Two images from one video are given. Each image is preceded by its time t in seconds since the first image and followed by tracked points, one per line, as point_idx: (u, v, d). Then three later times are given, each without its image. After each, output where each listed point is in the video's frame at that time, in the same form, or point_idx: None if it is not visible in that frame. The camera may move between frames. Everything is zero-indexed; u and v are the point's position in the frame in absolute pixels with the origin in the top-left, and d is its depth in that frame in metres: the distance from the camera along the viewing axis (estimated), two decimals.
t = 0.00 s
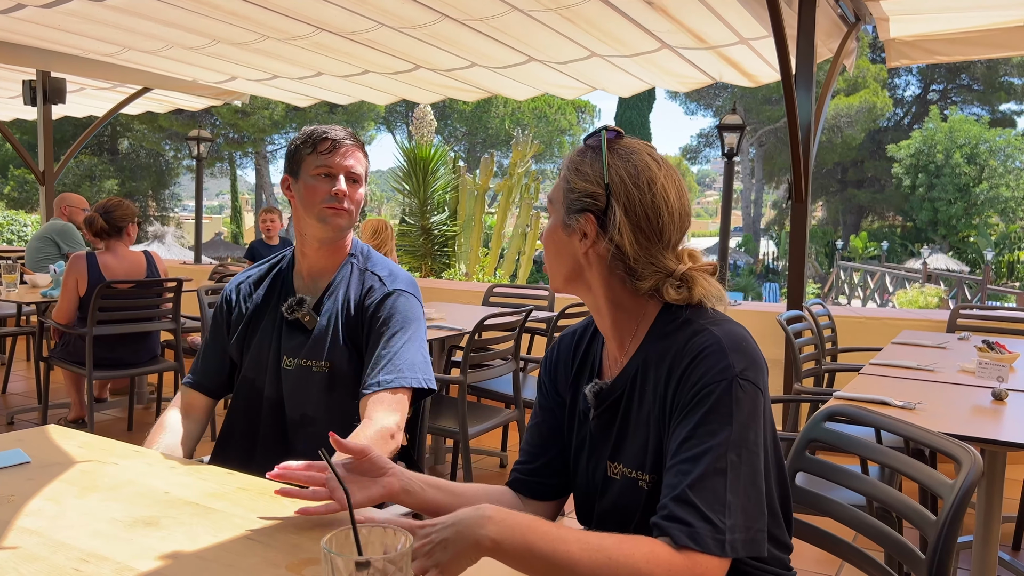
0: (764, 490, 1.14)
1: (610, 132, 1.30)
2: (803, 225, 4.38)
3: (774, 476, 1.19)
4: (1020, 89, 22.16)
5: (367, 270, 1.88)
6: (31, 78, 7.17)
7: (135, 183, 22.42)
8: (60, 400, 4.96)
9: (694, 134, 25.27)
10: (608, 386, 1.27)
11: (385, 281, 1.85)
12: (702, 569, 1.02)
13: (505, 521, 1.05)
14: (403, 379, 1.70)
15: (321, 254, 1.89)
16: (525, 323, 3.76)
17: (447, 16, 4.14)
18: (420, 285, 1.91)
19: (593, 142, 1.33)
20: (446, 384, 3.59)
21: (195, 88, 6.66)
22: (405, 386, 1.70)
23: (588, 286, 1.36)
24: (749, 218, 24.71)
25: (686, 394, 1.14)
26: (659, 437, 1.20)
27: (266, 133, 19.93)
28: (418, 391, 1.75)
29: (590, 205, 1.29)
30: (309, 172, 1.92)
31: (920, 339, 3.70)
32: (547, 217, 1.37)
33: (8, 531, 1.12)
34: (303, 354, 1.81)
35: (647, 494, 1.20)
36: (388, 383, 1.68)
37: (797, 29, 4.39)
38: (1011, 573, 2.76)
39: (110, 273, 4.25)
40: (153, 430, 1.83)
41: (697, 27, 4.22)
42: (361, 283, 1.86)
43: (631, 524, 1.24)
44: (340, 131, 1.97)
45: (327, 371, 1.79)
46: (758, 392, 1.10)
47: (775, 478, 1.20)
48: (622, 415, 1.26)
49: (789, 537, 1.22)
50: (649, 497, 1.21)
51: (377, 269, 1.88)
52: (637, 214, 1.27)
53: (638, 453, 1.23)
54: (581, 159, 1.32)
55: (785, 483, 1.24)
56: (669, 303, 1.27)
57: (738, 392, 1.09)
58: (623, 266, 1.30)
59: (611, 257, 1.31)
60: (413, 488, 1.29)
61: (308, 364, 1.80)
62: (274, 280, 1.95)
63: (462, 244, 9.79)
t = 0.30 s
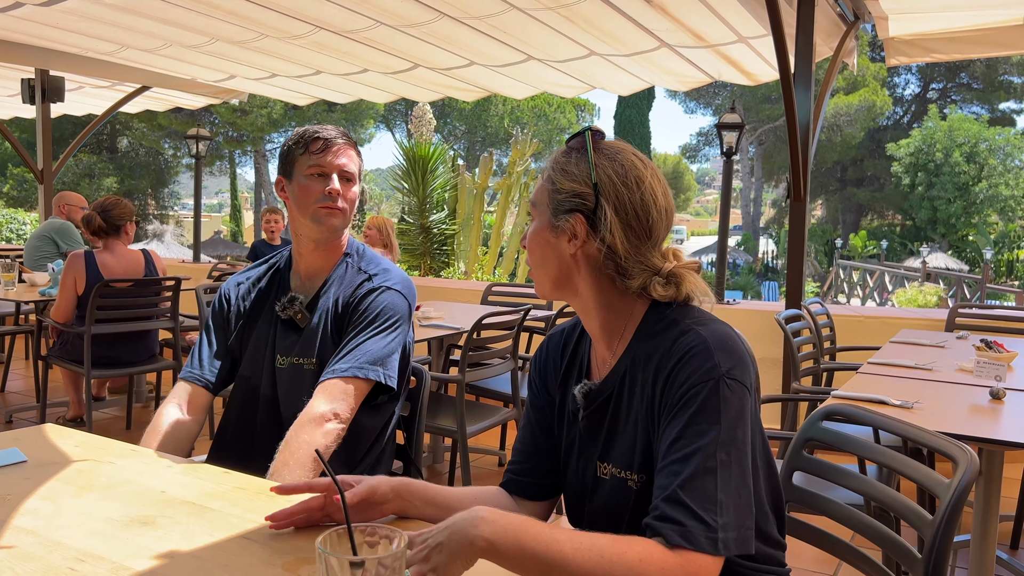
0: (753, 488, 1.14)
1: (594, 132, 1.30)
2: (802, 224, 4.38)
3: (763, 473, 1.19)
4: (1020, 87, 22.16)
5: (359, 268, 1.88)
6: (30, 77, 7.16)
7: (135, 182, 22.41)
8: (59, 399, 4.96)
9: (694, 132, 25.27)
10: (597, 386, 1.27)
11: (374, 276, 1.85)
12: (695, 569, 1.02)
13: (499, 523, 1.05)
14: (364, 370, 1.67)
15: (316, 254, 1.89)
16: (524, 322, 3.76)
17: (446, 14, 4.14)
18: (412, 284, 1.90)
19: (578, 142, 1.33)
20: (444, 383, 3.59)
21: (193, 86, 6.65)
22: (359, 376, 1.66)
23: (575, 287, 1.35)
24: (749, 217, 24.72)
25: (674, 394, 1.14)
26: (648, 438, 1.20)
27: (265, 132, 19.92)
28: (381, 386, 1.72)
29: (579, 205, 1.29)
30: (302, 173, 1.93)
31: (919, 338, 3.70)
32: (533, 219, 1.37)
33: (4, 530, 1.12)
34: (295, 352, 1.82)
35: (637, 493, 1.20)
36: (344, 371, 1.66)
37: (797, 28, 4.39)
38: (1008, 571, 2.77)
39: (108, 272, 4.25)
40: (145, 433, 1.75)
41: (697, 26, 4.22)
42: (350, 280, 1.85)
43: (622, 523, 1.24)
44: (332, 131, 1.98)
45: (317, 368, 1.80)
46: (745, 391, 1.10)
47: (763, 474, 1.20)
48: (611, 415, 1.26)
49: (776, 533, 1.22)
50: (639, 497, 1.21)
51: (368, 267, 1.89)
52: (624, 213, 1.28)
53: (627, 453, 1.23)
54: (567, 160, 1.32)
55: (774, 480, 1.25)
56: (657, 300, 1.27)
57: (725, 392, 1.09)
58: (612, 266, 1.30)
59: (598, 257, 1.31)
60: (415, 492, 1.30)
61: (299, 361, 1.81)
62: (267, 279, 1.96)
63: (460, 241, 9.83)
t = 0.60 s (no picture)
0: (750, 486, 1.14)
1: (609, 128, 1.32)
2: (802, 222, 4.38)
3: (761, 471, 1.19)
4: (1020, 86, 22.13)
5: (358, 264, 1.87)
6: (30, 75, 7.15)
7: (135, 180, 22.40)
8: (59, 397, 4.96)
9: (694, 130, 25.26)
10: (597, 384, 1.27)
11: (373, 271, 1.85)
12: (696, 567, 1.02)
13: (497, 521, 1.05)
14: (362, 362, 1.66)
15: (316, 253, 1.89)
16: (523, 320, 3.76)
17: (447, 12, 4.13)
18: (411, 280, 1.89)
19: (590, 139, 1.34)
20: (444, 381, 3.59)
21: (193, 84, 6.65)
22: (355, 369, 1.66)
23: (586, 285, 1.33)
24: (749, 215, 24.73)
25: (674, 393, 1.13)
26: (647, 437, 1.20)
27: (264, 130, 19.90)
28: (379, 379, 1.71)
29: (607, 200, 1.28)
30: (297, 172, 1.92)
31: (919, 336, 3.70)
32: (542, 216, 1.33)
33: (2, 528, 1.12)
34: (294, 348, 1.82)
35: (637, 492, 1.20)
36: (340, 364, 1.66)
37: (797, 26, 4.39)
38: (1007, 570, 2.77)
39: (107, 269, 4.26)
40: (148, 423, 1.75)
41: (697, 24, 4.21)
42: (349, 277, 1.85)
43: (621, 522, 1.24)
44: (327, 130, 1.96)
45: (316, 363, 1.79)
46: (744, 390, 1.10)
47: (761, 472, 1.19)
48: (610, 414, 1.26)
49: (774, 530, 1.22)
50: (638, 495, 1.21)
51: (367, 263, 1.88)
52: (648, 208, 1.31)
53: (626, 451, 1.23)
54: (584, 155, 1.32)
55: (773, 478, 1.25)
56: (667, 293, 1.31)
57: (724, 390, 1.08)
58: (631, 261, 1.31)
59: (621, 252, 1.31)
60: (418, 496, 1.30)
61: (298, 357, 1.81)
62: (265, 277, 1.96)
63: (460, 240, 9.67)
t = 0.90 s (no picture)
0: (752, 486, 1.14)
1: (632, 127, 1.34)
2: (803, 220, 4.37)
3: (765, 471, 1.19)
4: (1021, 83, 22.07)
5: (356, 262, 1.87)
6: (30, 73, 7.15)
7: (136, 177, 22.40)
8: (60, 395, 4.96)
9: (695, 128, 25.24)
10: (604, 382, 1.27)
11: (373, 269, 1.85)
12: (697, 565, 1.02)
13: (497, 519, 1.06)
14: (361, 360, 1.67)
15: (314, 252, 1.89)
16: (524, 318, 3.75)
17: (447, 10, 4.13)
18: (409, 277, 1.89)
19: (612, 135, 1.35)
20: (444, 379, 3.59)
21: (193, 82, 6.64)
22: (354, 367, 1.66)
23: (605, 281, 1.31)
24: (749, 213, 24.72)
25: (681, 392, 1.13)
26: (653, 436, 1.20)
27: (264, 127, 19.88)
28: (378, 376, 1.71)
29: (636, 196, 1.28)
30: (294, 172, 1.93)
31: (919, 334, 3.70)
32: (565, 208, 1.31)
33: (3, 526, 1.12)
34: (292, 346, 1.82)
35: (642, 491, 1.20)
36: (339, 363, 1.66)
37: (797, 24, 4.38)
38: (1009, 568, 2.76)
39: (109, 267, 4.26)
40: (147, 421, 1.75)
41: (698, 21, 4.21)
42: (347, 275, 1.85)
43: (626, 521, 1.24)
44: (326, 130, 1.96)
45: (314, 361, 1.79)
46: (750, 390, 1.10)
47: (765, 472, 1.19)
48: (616, 412, 1.26)
49: (776, 530, 1.22)
50: (642, 494, 1.21)
51: (365, 261, 1.88)
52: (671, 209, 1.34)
53: (632, 449, 1.23)
54: (609, 150, 1.32)
55: (777, 478, 1.25)
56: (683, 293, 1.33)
57: (731, 390, 1.08)
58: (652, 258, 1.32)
59: (642, 249, 1.31)
60: (422, 498, 1.31)
61: (296, 355, 1.81)
62: (263, 275, 1.96)
63: (460, 238, 9.80)
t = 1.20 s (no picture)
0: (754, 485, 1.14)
1: (635, 121, 1.31)
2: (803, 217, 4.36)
3: (767, 470, 1.19)
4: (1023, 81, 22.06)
5: (354, 261, 1.87)
6: (31, 71, 7.15)
7: (137, 175, 22.43)
8: (62, 392, 4.98)
9: (696, 126, 25.23)
10: (606, 380, 1.27)
11: (371, 270, 1.84)
12: (696, 563, 1.02)
13: (495, 517, 1.06)
14: (359, 361, 1.67)
15: (312, 251, 1.89)
16: (525, 315, 3.75)
17: (448, 7, 4.12)
18: (407, 276, 1.89)
19: (614, 131, 1.33)
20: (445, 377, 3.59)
21: (194, 80, 6.64)
22: (351, 368, 1.66)
23: (599, 276, 1.33)
24: (751, 211, 24.71)
25: (685, 391, 1.13)
26: (655, 434, 1.20)
27: (265, 125, 19.88)
28: (376, 377, 1.72)
29: (627, 191, 1.27)
30: (293, 169, 1.93)
31: (919, 332, 3.70)
32: (561, 202, 1.33)
33: (2, 523, 1.12)
34: (290, 346, 1.82)
35: (643, 489, 1.20)
36: (337, 363, 1.66)
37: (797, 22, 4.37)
38: (1008, 566, 2.77)
39: (110, 265, 4.26)
40: (148, 420, 1.76)
41: (699, 19, 4.20)
42: (346, 274, 1.85)
43: (626, 519, 1.24)
44: (324, 127, 1.96)
45: (312, 362, 1.79)
46: (754, 390, 1.10)
47: (767, 472, 1.19)
48: (618, 409, 1.26)
49: (776, 530, 1.22)
50: (643, 492, 1.21)
51: (364, 260, 1.88)
52: (668, 206, 1.31)
53: (633, 447, 1.23)
54: (607, 146, 1.31)
55: (778, 479, 1.25)
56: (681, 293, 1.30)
57: (735, 390, 1.08)
58: (648, 256, 1.31)
59: (635, 246, 1.31)
60: (422, 496, 1.31)
61: (294, 356, 1.81)
62: (262, 273, 1.97)
63: (462, 236, 9.73)
